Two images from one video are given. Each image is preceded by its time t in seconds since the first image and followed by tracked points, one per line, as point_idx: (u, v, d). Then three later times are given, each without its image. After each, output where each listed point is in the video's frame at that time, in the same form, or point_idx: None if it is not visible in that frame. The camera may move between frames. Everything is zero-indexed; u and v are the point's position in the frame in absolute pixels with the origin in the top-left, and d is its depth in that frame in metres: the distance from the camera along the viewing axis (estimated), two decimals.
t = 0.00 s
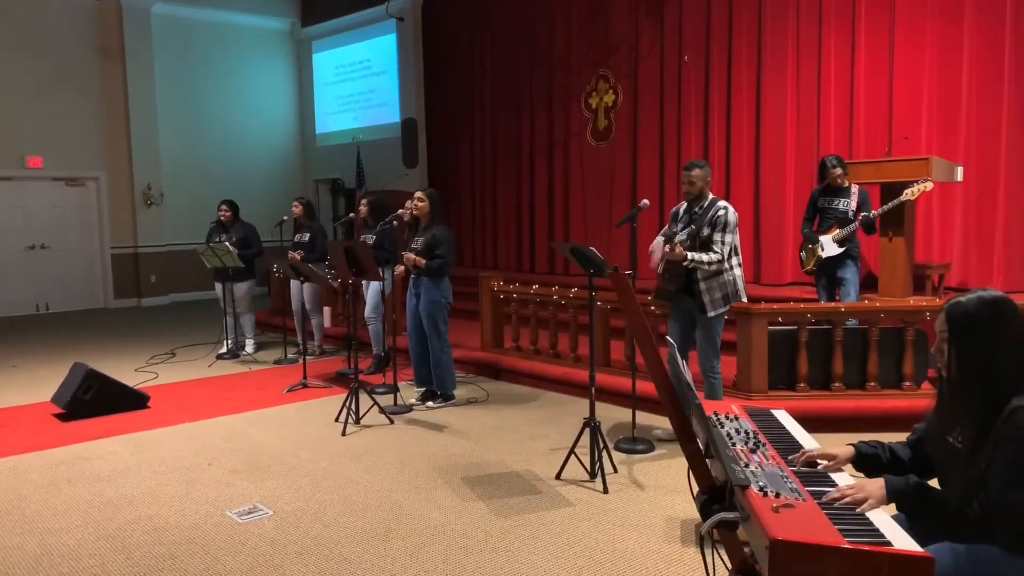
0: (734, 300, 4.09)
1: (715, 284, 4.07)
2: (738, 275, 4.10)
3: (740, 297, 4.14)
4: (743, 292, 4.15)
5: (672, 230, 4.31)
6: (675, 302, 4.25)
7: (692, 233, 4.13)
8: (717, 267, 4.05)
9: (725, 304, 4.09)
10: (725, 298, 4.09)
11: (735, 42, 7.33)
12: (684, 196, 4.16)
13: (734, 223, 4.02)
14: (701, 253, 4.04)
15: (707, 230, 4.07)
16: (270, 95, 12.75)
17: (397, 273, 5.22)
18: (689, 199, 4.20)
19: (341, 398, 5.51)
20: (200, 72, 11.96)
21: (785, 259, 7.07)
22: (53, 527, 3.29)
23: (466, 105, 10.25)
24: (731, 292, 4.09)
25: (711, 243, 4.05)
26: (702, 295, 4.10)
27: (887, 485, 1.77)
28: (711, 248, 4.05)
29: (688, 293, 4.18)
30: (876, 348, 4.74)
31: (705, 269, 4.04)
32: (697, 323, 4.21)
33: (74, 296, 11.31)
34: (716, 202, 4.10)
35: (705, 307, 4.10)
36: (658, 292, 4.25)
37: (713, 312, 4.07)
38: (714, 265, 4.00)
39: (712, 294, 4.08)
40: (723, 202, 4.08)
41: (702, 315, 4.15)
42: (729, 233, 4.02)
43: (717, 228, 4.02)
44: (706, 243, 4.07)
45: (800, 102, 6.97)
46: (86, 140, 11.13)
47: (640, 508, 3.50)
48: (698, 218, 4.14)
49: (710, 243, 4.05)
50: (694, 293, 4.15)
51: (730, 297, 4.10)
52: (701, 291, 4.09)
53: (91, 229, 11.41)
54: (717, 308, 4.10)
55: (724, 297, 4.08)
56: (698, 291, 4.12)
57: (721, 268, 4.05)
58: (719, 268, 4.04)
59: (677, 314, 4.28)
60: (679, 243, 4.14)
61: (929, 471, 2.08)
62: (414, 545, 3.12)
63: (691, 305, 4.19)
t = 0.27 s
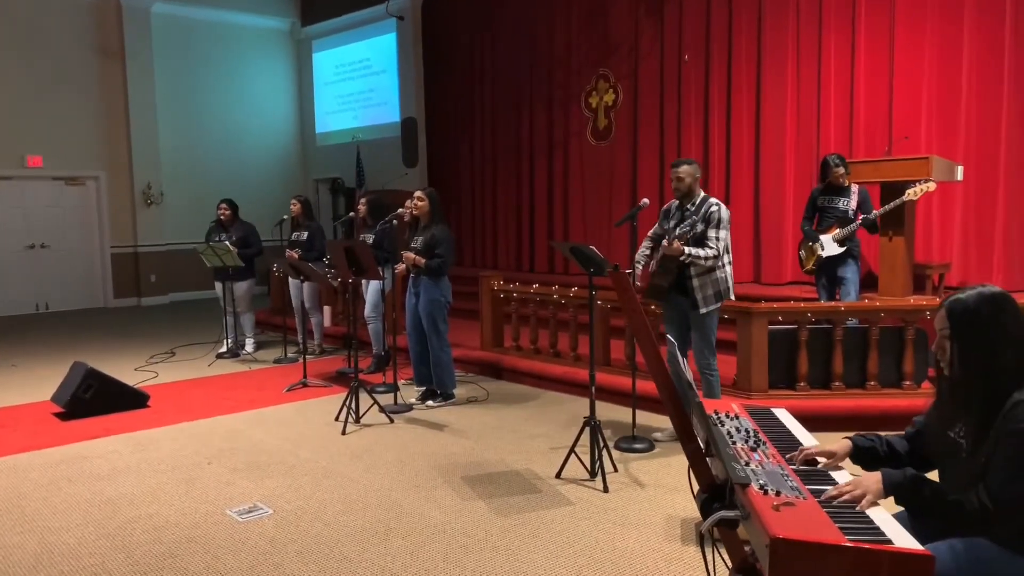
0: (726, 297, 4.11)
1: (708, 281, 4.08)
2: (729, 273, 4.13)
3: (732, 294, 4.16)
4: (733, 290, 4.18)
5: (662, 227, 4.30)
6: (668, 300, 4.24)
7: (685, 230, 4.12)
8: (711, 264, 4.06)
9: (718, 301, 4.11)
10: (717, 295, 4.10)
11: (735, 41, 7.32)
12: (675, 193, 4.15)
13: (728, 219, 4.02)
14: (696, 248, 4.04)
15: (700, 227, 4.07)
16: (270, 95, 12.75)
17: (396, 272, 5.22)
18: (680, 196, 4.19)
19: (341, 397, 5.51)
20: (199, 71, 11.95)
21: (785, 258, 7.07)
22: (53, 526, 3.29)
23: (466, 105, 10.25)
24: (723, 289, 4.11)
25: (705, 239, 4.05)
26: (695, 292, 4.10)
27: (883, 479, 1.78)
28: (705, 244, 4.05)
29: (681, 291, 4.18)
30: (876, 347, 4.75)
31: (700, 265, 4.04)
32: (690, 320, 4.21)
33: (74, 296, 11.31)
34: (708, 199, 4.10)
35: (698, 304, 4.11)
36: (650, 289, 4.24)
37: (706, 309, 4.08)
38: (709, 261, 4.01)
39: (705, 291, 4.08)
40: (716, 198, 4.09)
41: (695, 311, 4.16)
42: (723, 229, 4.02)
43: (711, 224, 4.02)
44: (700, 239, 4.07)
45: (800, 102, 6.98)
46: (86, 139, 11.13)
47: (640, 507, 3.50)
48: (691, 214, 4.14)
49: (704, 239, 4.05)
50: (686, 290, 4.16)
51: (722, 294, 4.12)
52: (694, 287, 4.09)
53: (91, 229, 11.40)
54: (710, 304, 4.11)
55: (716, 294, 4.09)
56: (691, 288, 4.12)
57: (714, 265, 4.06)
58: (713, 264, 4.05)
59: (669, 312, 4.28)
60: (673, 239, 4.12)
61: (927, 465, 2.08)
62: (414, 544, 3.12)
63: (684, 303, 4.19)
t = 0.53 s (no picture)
0: (724, 294, 4.13)
1: (705, 279, 4.10)
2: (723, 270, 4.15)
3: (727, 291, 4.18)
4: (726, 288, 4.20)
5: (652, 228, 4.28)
6: (665, 300, 4.23)
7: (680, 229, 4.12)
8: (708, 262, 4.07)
9: (716, 298, 4.12)
10: (714, 293, 4.11)
11: (737, 41, 7.32)
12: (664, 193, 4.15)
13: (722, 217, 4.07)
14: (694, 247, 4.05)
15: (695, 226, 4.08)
16: (270, 94, 12.74)
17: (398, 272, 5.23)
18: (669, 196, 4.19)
19: (343, 397, 5.51)
20: (200, 70, 11.94)
21: (786, 258, 7.07)
22: (57, 526, 3.29)
23: (467, 105, 10.25)
24: (720, 286, 4.12)
25: (701, 237, 4.08)
26: (693, 290, 4.10)
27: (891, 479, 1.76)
28: (702, 243, 4.07)
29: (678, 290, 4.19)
30: (879, 347, 4.74)
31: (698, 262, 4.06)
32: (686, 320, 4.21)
33: (75, 295, 11.32)
34: (699, 198, 4.12)
35: (695, 301, 4.12)
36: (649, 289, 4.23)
37: (705, 306, 4.10)
38: (709, 259, 4.04)
39: (703, 288, 4.10)
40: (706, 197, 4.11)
41: (691, 310, 4.18)
42: (718, 227, 4.06)
43: (707, 222, 4.04)
44: (696, 237, 4.09)
45: (802, 101, 6.98)
46: (86, 139, 11.13)
47: (644, 507, 3.50)
48: (683, 214, 4.14)
49: (701, 238, 4.08)
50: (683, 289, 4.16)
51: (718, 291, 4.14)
52: (692, 286, 4.09)
53: (92, 228, 11.40)
54: (708, 302, 4.12)
55: (713, 291, 4.10)
56: (689, 286, 4.12)
57: (711, 263, 4.08)
58: (711, 262, 4.07)
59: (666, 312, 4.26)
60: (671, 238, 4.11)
61: (934, 466, 2.08)
62: (418, 543, 3.13)
63: (681, 302, 4.19)
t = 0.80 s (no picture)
0: (723, 294, 4.15)
1: (705, 280, 4.11)
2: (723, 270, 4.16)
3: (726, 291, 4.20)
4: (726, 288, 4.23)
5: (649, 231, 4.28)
6: (666, 302, 4.22)
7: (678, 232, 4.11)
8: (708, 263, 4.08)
9: (716, 298, 4.14)
10: (714, 293, 4.14)
11: (738, 42, 7.33)
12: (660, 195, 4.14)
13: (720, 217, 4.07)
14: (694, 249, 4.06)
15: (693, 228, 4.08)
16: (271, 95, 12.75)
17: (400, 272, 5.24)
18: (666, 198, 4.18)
19: (346, 397, 5.52)
20: (200, 71, 11.95)
21: (788, 258, 7.08)
22: (62, 526, 3.30)
23: (468, 105, 10.26)
24: (720, 287, 4.14)
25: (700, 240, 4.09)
26: (693, 291, 4.12)
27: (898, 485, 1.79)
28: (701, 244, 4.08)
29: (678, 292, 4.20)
30: (881, 348, 4.76)
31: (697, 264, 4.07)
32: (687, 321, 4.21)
33: (77, 296, 11.33)
34: (696, 200, 4.11)
35: (696, 302, 4.14)
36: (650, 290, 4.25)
37: (706, 306, 4.12)
38: (710, 260, 4.04)
39: (703, 289, 4.12)
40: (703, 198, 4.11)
41: (690, 311, 4.19)
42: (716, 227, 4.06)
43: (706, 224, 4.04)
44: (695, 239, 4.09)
45: (803, 102, 6.99)
46: (88, 139, 11.13)
47: (647, 507, 3.51)
48: (681, 216, 4.14)
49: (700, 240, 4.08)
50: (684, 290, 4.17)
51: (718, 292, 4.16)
52: (693, 286, 4.12)
53: (94, 229, 11.41)
54: (708, 302, 4.14)
55: (713, 291, 4.12)
56: (689, 288, 4.14)
57: (711, 264, 4.09)
58: (710, 263, 4.08)
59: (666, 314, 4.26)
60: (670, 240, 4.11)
61: (940, 468, 2.09)
62: (422, 543, 3.13)
63: (681, 303, 4.20)
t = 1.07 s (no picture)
0: (725, 295, 4.18)
1: (706, 281, 4.13)
2: (724, 271, 4.18)
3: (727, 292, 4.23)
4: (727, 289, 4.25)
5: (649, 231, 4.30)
6: (668, 303, 4.23)
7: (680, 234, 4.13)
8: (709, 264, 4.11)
9: (717, 299, 4.17)
10: (716, 294, 4.16)
11: (739, 42, 7.34)
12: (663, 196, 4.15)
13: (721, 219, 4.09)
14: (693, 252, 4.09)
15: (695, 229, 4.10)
16: (272, 95, 12.76)
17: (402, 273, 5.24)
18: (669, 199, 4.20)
19: (347, 397, 5.53)
20: (200, 71, 11.95)
21: (788, 258, 7.09)
22: (67, 526, 3.30)
23: (468, 105, 10.27)
24: (721, 288, 4.17)
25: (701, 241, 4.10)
26: (694, 292, 4.14)
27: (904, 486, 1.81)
28: (701, 246, 4.10)
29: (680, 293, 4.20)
30: (881, 348, 4.76)
31: (698, 265, 4.09)
32: (688, 322, 4.23)
33: (77, 295, 11.33)
34: (699, 201, 4.12)
35: (697, 303, 4.15)
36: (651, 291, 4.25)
37: (707, 308, 4.14)
38: (709, 262, 4.06)
39: (704, 290, 4.14)
40: (706, 199, 4.13)
41: (692, 313, 4.19)
42: (718, 229, 4.09)
43: (708, 225, 4.06)
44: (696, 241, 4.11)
45: (804, 104, 7.00)
46: (88, 139, 11.13)
47: (650, 507, 3.52)
48: (683, 217, 4.15)
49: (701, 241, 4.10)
50: (685, 292, 4.18)
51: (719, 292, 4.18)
52: (694, 288, 4.13)
53: (94, 229, 11.41)
54: (709, 303, 4.16)
55: (715, 292, 4.15)
56: (690, 289, 4.15)
57: (712, 265, 4.11)
58: (711, 264, 4.10)
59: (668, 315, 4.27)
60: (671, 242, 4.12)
61: (944, 469, 2.10)
62: (426, 543, 3.14)
63: (682, 305, 4.21)
